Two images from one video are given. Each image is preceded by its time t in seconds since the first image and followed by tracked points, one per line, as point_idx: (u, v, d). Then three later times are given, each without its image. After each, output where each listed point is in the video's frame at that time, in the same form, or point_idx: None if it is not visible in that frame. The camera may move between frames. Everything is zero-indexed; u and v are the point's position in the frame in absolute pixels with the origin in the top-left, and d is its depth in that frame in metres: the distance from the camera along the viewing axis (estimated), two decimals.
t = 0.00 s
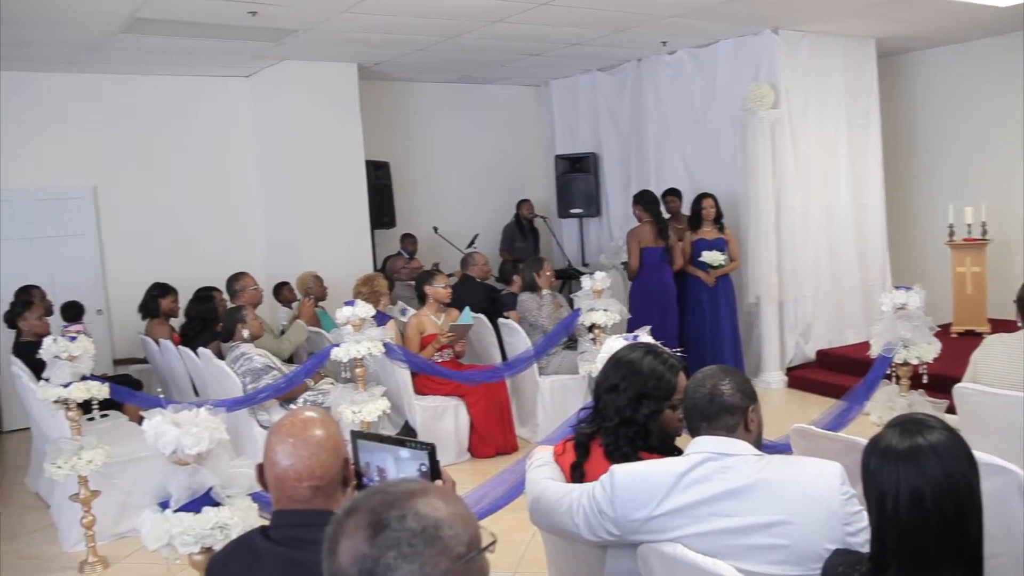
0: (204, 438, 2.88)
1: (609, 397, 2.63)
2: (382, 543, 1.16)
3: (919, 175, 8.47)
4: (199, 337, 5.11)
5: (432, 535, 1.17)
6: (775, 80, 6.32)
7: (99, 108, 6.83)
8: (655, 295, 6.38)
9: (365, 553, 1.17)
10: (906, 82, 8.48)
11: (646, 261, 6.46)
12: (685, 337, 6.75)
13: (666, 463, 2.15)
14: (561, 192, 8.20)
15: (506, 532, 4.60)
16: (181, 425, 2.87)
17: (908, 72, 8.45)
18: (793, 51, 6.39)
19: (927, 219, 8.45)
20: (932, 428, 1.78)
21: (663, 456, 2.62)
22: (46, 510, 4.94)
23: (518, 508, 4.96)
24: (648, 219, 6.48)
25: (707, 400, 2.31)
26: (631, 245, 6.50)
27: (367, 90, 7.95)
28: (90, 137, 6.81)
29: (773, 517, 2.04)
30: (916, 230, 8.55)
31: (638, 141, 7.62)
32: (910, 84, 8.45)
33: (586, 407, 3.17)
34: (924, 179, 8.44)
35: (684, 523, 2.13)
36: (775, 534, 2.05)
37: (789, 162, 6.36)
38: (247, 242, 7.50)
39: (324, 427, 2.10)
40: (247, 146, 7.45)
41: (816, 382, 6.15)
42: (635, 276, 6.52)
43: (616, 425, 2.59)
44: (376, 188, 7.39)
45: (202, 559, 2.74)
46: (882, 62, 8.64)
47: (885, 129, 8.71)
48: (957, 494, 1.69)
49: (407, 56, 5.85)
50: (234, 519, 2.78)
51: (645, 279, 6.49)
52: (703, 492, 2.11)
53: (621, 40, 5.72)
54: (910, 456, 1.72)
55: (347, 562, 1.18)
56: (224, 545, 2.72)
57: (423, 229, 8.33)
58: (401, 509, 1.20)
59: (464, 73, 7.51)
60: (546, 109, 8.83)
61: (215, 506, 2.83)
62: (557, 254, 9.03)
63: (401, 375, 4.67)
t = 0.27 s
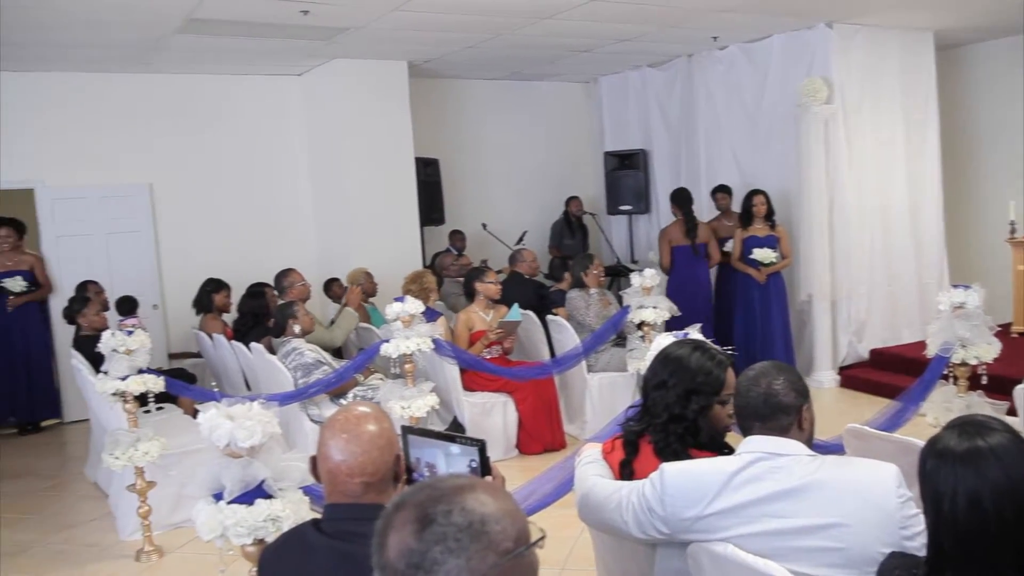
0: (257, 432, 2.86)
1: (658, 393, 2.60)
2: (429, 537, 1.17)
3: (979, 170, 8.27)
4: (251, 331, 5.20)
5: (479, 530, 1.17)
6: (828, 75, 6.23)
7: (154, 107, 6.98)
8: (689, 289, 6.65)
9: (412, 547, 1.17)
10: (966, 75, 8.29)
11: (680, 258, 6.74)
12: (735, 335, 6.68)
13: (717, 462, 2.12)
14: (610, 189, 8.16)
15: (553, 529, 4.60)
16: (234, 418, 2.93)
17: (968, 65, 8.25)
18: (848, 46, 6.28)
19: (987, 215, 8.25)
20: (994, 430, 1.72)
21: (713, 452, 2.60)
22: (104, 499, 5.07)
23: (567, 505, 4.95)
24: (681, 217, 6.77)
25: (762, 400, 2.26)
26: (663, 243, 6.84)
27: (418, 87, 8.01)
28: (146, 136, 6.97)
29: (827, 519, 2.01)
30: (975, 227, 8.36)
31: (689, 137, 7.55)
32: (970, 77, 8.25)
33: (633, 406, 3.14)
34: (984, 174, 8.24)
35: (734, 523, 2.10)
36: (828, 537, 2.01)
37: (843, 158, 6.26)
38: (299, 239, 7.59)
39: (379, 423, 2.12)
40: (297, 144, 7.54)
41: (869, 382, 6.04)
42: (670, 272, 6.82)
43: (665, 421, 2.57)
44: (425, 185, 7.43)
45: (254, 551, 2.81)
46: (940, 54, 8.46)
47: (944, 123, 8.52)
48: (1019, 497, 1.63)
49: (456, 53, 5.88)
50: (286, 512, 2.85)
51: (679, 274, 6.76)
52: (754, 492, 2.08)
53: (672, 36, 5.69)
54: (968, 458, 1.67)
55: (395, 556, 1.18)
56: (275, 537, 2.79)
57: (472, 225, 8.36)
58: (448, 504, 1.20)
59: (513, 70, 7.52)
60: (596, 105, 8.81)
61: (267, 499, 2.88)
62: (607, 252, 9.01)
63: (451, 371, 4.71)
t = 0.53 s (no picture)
0: (314, 425, 2.94)
1: (712, 389, 2.56)
2: (485, 531, 1.29)
3: None
4: (308, 327, 5.29)
5: (534, 525, 1.30)
6: (890, 69, 6.11)
7: (214, 106, 7.10)
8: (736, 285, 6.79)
9: (468, 541, 1.30)
10: None
11: (726, 253, 6.89)
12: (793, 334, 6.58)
13: (775, 463, 2.09)
14: (665, 186, 8.23)
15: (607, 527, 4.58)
16: (292, 411, 3.00)
17: None
18: (912, 39, 6.13)
19: None
20: None
21: (773, 451, 2.52)
22: (167, 489, 5.19)
23: (622, 502, 4.93)
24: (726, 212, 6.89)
25: (848, 400, 2.20)
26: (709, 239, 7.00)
27: (474, 83, 8.03)
28: (205, 134, 7.10)
29: (890, 526, 1.97)
30: None
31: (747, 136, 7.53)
32: None
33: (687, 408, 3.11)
34: None
35: (793, 525, 2.07)
36: (891, 544, 1.97)
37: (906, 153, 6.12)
38: (354, 235, 7.66)
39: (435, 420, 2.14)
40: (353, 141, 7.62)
41: (933, 383, 5.91)
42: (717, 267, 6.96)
43: (720, 417, 2.52)
44: (480, 182, 7.48)
45: (312, 541, 2.86)
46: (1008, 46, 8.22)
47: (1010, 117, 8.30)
48: None
49: (510, 50, 5.88)
50: (343, 504, 2.89)
51: (726, 269, 6.90)
52: (813, 496, 2.04)
53: (730, 31, 5.61)
54: None
55: (451, 548, 1.31)
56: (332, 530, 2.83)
57: (526, 222, 8.36)
58: (503, 500, 1.33)
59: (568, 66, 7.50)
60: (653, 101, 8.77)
61: (325, 491, 2.94)
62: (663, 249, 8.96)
63: (505, 367, 4.78)
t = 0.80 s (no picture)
0: (384, 419, 2.94)
1: (779, 387, 2.53)
2: (555, 528, 1.34)
3: None
4: (376, 322, 5.37)
5: (605, 523, 1.34)
6: (970, 61, 6.01)
7: (283, 104, 7.29)
8: (801, 282, 6.83)
9: (538, 537, 1.35)
10: None
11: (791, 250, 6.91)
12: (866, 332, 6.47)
13: (851, 466, 2.04)
14: (735, 182, 8.20)
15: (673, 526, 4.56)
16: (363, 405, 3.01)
17: None
18: (995, 30, 6.01)
19: None
20: None
21: (844, 448, 2.47)
22: (241, 478, 5.33)
23: (689, 501, 4.90)
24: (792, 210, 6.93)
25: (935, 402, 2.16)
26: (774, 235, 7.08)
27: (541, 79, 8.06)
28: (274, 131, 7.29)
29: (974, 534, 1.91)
30: None
31: (818, 128, 7.56)
32: None
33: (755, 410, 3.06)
34: None
35: (870, 531, 2.02)
36: (974, 552, 1.91)
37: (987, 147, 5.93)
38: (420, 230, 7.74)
39: (498, 411, 2.16)
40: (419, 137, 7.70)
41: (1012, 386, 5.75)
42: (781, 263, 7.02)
43: (788, 415, 2.49)
44: (547, 177, 7.59)
45: (382, 533, 2.90)
46: None
47: None
48: None
49: (577, 45, 5.87)
50: (411, 498, 2.89)
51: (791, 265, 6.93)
52: (892, 501, 1.99)
53: (800, 24, 5.56)
54: None
55: (519, 543, 1.37)
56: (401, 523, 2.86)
57: (593, 218, 8.38)
58: (574, 496, 1.37)
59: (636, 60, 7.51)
60: (721, 96, 8.73)
61: (393, 485, 2.95)
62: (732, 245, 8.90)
63: (572, 362, 4.93)
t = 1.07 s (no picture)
0: (443, 415, 2.97)
1: (842, 386, 2.47)
2: (614, 526, 1.38)
3: None
4: (434, 320, 5.40)
5: (664, 521, 1.38)
6: None
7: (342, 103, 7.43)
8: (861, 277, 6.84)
9: (598, 535, 1.39)
10: None
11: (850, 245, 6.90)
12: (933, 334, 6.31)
13: (920, 470, 1.98)
14: (798, 178, 8.14)
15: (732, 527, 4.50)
16: (422, 401, 3.04)
17: None
18: None
19: None
20: None
21: (911, 451, 2.39)
22: (301, 471, 5.42)
23: (748, 502, 4.84)
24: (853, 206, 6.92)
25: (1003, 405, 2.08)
26: (834, 231, 7.04)
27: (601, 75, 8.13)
28: (334, 131, 7.44)
29: None
30: None
31: (885, 124, 7.46)
32: None
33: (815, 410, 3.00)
34: None
35: (938, 537, 1.96)
36: None
37: None
38: (479, 227, 7.79)
39: (556, 407, 2.18)
40: (478, 135, 7.75)
41: None
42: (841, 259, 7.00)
43: (851, 415, 2.43)
44: (605, 174, 7.62)
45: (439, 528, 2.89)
46: None
47: None
48: None
49: (636, 42, 5.84)
50: (469, 494, 2.90)
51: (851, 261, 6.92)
52: (962, 506, 1.93)
53: (866, 17, 5.47)
54: None
55: (579, 541, 1.41)
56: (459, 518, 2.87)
57: (652, 216, 8.40)
58: (633, 495, 1.41)
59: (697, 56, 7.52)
60: (784, 92, 8.68)
61: (452, 480, 2.96)
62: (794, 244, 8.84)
63: (630, 361, 5.00)
